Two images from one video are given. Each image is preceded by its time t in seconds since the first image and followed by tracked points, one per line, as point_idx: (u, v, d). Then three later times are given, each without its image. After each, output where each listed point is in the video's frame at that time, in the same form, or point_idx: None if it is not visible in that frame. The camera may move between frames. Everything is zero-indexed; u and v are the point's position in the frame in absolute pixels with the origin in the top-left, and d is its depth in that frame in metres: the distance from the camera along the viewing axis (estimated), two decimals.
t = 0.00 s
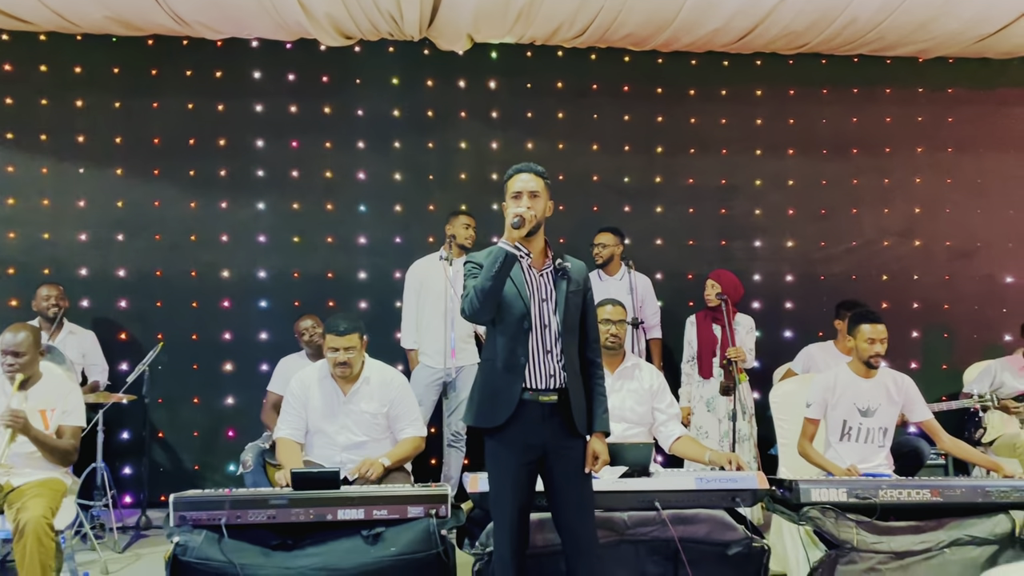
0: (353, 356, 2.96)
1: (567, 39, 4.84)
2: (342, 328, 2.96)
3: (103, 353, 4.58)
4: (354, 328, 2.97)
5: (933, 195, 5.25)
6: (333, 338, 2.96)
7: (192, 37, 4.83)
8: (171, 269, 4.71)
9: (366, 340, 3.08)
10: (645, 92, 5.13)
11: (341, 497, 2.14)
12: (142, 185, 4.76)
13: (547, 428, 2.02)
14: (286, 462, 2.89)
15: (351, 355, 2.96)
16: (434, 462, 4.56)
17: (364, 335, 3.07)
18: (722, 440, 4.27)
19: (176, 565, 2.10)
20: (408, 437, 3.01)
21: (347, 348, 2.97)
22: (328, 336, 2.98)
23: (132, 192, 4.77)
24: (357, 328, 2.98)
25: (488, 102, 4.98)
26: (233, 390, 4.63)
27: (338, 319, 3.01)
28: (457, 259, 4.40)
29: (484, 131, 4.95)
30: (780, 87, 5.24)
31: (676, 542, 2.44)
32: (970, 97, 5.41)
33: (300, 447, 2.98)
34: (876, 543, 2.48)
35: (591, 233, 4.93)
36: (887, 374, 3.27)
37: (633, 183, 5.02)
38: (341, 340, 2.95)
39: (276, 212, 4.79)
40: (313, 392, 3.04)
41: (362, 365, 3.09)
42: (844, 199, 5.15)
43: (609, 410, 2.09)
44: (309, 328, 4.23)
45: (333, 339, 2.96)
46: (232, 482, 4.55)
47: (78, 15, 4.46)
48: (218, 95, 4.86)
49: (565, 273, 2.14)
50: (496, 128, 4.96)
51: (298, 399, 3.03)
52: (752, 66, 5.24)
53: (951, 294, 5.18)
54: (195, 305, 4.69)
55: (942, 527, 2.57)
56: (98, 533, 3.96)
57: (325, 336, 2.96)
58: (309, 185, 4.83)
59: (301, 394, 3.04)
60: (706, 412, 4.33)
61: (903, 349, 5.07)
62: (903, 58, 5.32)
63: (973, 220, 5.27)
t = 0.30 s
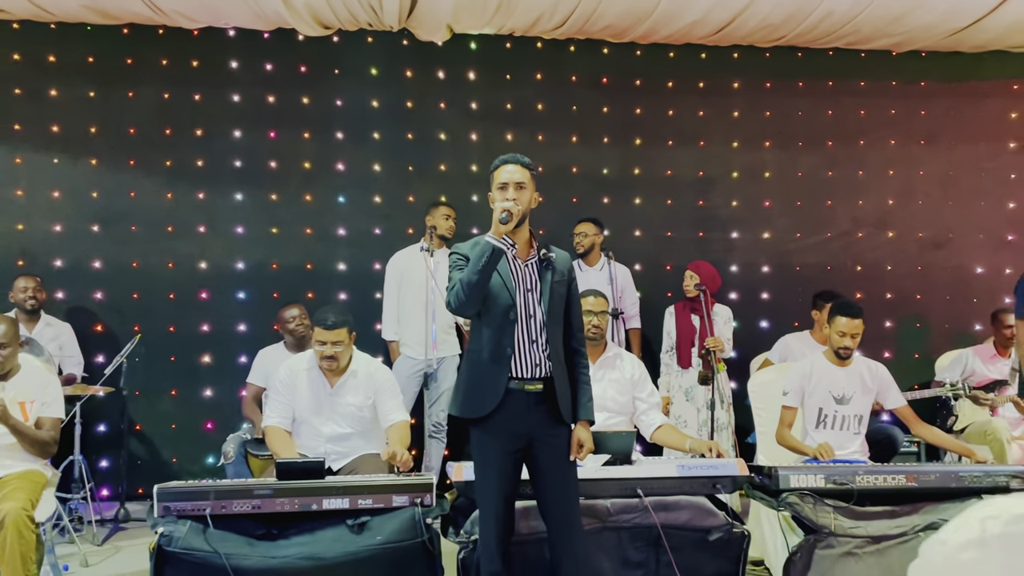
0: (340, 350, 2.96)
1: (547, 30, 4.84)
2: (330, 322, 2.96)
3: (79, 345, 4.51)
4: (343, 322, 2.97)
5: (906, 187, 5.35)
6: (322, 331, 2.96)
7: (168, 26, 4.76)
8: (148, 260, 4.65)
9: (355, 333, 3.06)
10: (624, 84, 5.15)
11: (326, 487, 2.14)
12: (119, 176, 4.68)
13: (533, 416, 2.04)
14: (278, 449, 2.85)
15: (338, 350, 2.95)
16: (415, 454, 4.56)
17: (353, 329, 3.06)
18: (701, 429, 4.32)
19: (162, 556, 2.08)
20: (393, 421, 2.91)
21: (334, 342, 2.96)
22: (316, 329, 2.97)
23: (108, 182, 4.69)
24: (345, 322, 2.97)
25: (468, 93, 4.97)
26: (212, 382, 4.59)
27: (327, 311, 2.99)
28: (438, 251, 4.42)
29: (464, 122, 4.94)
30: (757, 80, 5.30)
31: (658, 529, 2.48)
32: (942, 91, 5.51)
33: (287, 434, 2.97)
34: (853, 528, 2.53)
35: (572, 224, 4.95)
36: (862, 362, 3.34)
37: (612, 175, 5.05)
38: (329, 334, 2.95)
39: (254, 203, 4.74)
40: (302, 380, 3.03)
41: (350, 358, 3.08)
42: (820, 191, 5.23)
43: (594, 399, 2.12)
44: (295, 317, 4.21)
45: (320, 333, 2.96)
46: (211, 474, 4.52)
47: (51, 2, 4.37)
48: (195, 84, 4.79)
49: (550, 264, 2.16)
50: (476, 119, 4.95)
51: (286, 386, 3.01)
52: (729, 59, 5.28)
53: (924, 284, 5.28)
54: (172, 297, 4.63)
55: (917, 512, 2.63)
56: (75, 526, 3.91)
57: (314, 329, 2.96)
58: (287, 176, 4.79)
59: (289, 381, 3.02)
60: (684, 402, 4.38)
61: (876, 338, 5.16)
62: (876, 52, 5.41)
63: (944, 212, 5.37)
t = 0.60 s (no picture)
0: (333, 343, 2.96)
1: (529, 24, 4.85)
2: (323, 315, 2.93)
3: (61, 338, 4.46)
4: (336, 314, 2.94)
5: (882, 181, 5.44)
6: (315, 324, 2.94)
7: (149, 17, 4.71)
8: (129, 253, 4.61)
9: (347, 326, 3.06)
10: (606, 78, 5.18)
11: (315, 477, 2.15)
12: (100, 168, 4.63)
13: (520, 405, 2.07)
14: (268, 440, 2.88)
15: (331, 342, 2.95)
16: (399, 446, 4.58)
17: (346, 322, 3.05)
18: (683, 418, 4.38)
19: (152, 546, 2.08)
20: (376, 410, 2.90)
21: (328, 334, 2.95)
22: (309, 321, 2.95)
23: (89, 174, 4.64)
24: (339, 315, 2.95)
25: (450, 86, 4.97)
26: (194, 375, 4.56)
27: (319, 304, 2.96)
28: (422, 243, 4.41)
29: (447, 115, 4.94)
30: (736, 75, 5.36)
31: (643, 516, 2.53)
32: (917, 86, 5.60)
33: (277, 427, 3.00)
34: (833, 513, 2.60)
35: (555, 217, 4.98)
36: (840, 352, 3.41)
37: (595, 168, 5.08)
38: (322, 326, 2.93)
39: (236, 196, 4.71)
40: (292, 372, 3.05)
41: (340, 351, 3.08)
42: (798, 185, 5.31)
43: (581, 388, 2.15)
44: (280, 309, 4.17)
45: (313, 325, 2.94)
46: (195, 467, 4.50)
47: None
48: (176, 76, 4.74)
49: (538, 255, 2.20)
50: (458, 112, 4.95)
51: (277, 378, 3.06)
52: (709, 54, 5.34)
53: (899, 276, 5.39)
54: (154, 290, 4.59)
55: (895, 497, 2.71)
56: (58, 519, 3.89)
57: (307, 321, 2.94)
58: (269, 168, 4.76)
59: (279, 374, 3.06)
60: (666, 392, 4.44)
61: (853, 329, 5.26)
62: (854, 47, 5.49)
63: (919, 205, 5.48)
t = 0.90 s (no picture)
0: (326, 335, 2.97)
1: (517, 18, 4.88)
2: (316, 307, 2.94)
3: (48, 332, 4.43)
4: (329, 307, 2.95)
5: (865, 175, 5.51)
6: (308, 316, 2.94)
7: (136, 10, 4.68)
8: (117, 246, 4.58)
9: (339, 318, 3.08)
10: (593, 72, 5.20)
11: (308, 468, 2.16)
12: (87, 161, 4.60)
13: (513, 396, 2.10)
14: (258, 432, 2.87)
15: (325, 334, 2.96)
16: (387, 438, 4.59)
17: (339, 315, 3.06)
18: (669, 409, 4.43)
19: (146, 538, 2.11)
20: (367, 401, 2.91)
21: (321, 327, 2.97)
22: (301, 313, 2.96)
23: (76, 167, 4.60)
24: (332, 307, 2.96)
25: (438, 80, 4.97)
26: (183, 368, 4.55)
27: (312, 296, 2.97)
28: (412, 236, 4.43)
29: (434, 108, 4.94)
30: (721, 70, 5.41)
31: (632, 505, 2.57)
32: (900, 82, 5.68)
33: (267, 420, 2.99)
34: (818, 501, 2.65)
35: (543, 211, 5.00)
36: (825, 343, 3.46)
37: (582, 162, 5.11)
38: (315, 318, 2.94)
39: (224, 189, 4.69)
40: (284, 364, 3.05)
41: (333, 344, 3.08)
42: (782, 179, 5.37)
43: (572, 378, 2.17)
44: (270, 303, 4.14)
45: (306, 318, 2.95)
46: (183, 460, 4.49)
47: None
48: (163, 69, 4.71)
49: (529, 246, 2.20)
50: (446, 106, 4.95)
51: (268, 372, 3.04)
52: (695, 49, 5.37)
53: (881, 269, 5.47)
54: (142, 284, 4.57)
55: (879, 485, 2.76)
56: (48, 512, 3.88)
57: (299, 313, 2.94)
58: (257, 161, 4.74)
59: (270, 367, 3.05)
60: (653, 383, 4.48)
61: (837, 321, 5.33)
62: (837, 43, 5.55)
63: (901, 198, 5.56)
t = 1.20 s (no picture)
0: (318, 327, 2.97)
1: (509, 12, 4.91)
2: (308, 299, 2.96)
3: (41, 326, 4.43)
4: (322, 300, 2.97)
5: (854, 168, 5.56)
6: (300, 308, 2.96)
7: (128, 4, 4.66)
8: (110, 240, 4.57)
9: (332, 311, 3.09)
10: (586, 66, 5.21)
11: (304, 459, 2.19)
12: (79, 155, 4.58)
13: (507, 388, 2.12)
14: (251, 424, 2.89)
15: (316, 327, 2.97)
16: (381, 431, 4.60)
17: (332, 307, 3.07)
18: (661, 401, 4.48)
19: (144, 528, 2.12)
20: (360, 393, 2.95)
21: (313, 319, 2.98)
22: (294, 306, 2.98)
23: (69, 161, 4.59)
24: (324, 300, 2.97)
25: (430, 74, 4.97)
26: (177, 361, 4.55)
27: (305, 289, 2.99)
28: (404, 231, 4.43)
29: (427, 103, 4.94)
30: (712, 64, 5.43)
31: (624, 494, 2.60)
32: (889, 76, 5.72)
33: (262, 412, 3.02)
34: (807, 491, 2.69)
35: (535, 205, 5.03)
36: (815, 335, 3.50)
37: (574, 157, 5.12)
38: (308, 311, 2.96)
39: (217, 182, 4.68)
40: (278, 357, 3.06)
41: (326, 336, 3.10)
42: (773, 173, 5.40)
43: (566, 368, 2.20)
44: (263, 296, 4.16)
45: (298, 310, 2.96)
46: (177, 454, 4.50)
47: None
48: (156, 63, 4.70)
49: (523, 239, 2.23)
50: (438, 100, 4.96)
51: (262, 364, 3.06)
52: (686, 43, 5.39)
53: (870, 262, 5.52)
54: (135, 277, 4.56)
55: (868, 474, 2.79)
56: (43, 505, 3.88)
57: (292, 306, 2.96)
58: (250, 155, 4.73)
59: (264, 359, 3.07)
60: (645, 375, 4.54)
61: (827, 314, 5.38)
62: (827, 38, 5.59)
63: (890, 192, 5.60)
